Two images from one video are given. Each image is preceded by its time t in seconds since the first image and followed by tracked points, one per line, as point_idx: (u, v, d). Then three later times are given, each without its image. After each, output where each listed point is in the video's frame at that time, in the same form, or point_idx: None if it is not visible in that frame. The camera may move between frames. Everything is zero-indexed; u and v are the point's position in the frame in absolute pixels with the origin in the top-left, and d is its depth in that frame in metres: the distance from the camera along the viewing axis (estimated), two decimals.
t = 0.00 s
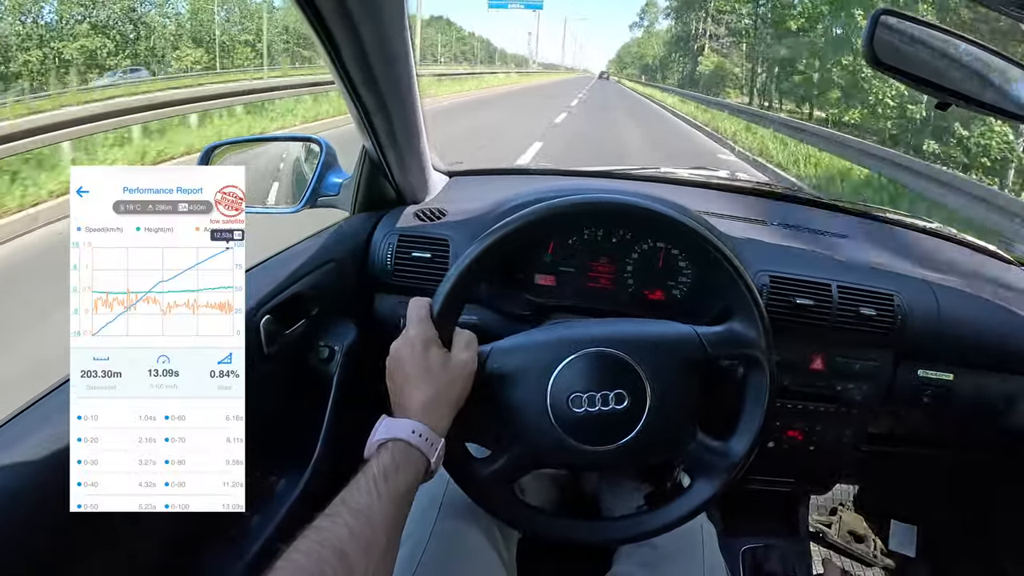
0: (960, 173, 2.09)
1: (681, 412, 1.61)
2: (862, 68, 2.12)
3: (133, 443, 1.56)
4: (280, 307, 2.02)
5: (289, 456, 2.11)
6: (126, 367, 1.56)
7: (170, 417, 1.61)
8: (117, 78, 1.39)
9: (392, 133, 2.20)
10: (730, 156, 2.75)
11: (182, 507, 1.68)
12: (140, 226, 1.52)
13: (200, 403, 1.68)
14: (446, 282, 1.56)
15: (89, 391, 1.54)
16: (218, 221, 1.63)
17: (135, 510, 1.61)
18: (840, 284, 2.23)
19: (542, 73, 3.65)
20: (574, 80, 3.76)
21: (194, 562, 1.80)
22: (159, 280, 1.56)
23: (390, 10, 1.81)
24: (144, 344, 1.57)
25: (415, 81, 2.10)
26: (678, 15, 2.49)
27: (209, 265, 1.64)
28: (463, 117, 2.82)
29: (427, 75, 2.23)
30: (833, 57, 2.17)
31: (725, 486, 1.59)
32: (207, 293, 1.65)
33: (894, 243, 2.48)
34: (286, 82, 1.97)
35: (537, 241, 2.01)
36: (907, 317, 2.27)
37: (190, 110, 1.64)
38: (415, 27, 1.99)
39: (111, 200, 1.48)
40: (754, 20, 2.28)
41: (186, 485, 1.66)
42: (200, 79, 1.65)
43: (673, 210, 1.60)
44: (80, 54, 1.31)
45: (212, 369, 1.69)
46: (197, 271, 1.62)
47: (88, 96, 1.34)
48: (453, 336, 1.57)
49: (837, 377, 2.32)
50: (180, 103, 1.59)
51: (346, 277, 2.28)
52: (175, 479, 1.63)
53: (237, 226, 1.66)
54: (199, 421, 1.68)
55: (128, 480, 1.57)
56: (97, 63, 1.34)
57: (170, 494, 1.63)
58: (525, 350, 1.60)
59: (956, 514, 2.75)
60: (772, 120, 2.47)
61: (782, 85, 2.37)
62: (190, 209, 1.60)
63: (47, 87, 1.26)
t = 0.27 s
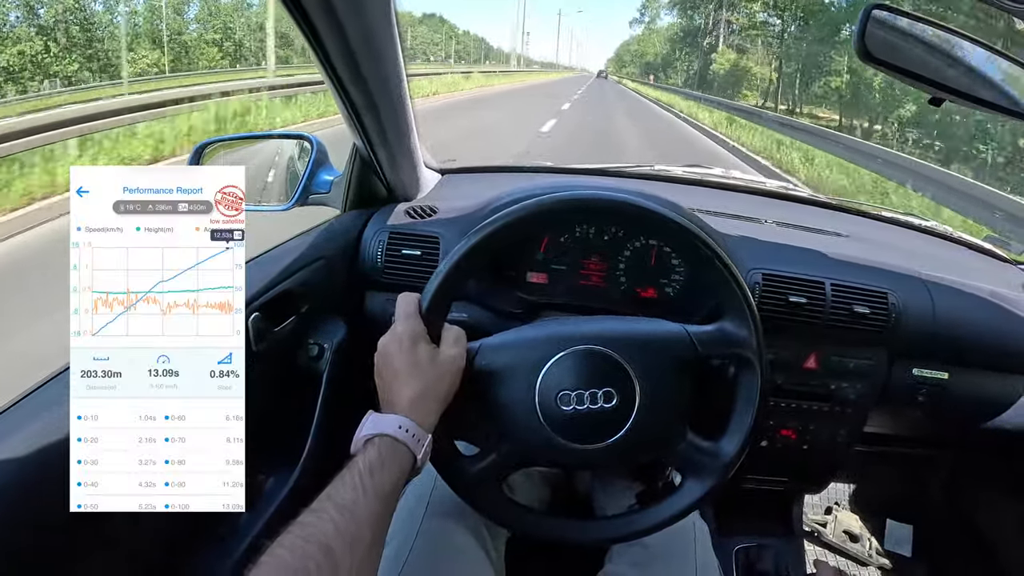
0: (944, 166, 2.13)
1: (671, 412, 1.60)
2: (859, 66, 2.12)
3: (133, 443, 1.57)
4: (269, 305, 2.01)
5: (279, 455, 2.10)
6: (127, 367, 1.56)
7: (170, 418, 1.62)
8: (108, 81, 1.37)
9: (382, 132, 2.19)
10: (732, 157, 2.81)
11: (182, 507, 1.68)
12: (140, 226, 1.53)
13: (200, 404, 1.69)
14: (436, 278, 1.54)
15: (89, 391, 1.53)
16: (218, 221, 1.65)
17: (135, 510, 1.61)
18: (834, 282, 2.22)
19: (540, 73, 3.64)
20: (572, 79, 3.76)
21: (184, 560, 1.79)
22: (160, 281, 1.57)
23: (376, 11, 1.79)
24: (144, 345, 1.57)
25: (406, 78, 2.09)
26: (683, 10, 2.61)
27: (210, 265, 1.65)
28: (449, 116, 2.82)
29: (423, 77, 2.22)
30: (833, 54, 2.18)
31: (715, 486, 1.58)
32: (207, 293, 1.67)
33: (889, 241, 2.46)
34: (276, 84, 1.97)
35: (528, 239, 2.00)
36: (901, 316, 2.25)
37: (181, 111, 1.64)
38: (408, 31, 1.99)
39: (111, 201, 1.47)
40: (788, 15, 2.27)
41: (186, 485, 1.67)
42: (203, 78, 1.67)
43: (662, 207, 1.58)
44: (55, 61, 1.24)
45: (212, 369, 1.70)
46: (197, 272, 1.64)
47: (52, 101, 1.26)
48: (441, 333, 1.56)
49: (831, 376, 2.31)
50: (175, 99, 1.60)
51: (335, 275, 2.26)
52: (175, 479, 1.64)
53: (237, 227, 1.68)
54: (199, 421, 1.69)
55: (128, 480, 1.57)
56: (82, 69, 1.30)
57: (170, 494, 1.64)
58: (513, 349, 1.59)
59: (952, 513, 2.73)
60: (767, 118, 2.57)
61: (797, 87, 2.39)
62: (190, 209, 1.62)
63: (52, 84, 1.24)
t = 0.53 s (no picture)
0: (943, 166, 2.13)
1: (665, 411, 1.60)
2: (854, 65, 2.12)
3: (133, 443, 1.56)
4: (266, 303, 2.01)
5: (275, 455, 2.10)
6: (127, 367, 1.55)
7: (170, 417, 1.61)
8: (95, 81, 1.36)
9: (378, 130, 2.18)
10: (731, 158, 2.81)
11: (182, 507, 1.67)
12: (140, 226, 1.52)
13: (200, 403, 1.68)
14: (430, 277, 1.54)
15: (89, 391, 1.53)
16: (218, 221, 1.63)
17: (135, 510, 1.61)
18: (830, 283, 2.21)
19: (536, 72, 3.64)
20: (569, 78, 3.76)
21: (179, 558, 1.79)
22: (160, 280, 1.56)
23: (369, 11, 1.79)
24: (144, 345, 1.57)
25: (400, 76, 2.09)
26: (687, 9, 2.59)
27: (210, 265, 1.64)
28: (445, 115, 2.82)
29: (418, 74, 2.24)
30: (832, 52, 2.19)
31: (710, 485, 1.58)
32: (207, 293, 1.65)
33: (886, 242, 2.46)
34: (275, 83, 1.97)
35: (523, 239, 2.00)
36: (897, 316, 2.26)
37: (178, 108, 1.65)
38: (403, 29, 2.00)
39: (111, 201, 1.47)
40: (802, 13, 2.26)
41: (186, 485, 1.66)
42: (192, 78, 1.66)
43: (656, 206, 1.58)
44: (22, 65, 1.19)
45: (212, 369, 1.68)
46: (197, 271, 1.62)
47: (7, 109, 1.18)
48: (435, 332, 1.56)
49: (827, 376, 2.31)
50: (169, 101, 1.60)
51: (331, 273, 2.26)
52: (175, 479, 1.63)
53: (238, 226, 1.66)
54: (199, 420, 1.67)
55: (128, 481, 1.57)
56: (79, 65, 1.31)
57: (170, 494, 1.64)
58: (506, 348, 1.59)
59: (948, 513, 2.72)
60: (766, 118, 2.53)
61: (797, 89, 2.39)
62: (190, 209, 1.61)
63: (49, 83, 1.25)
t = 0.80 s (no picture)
0: (945, 171, 2.12)
1: (656, 423, 1.57)
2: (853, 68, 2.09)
3: (133, 443, 1.56)
4: (257, 311, 1.99)
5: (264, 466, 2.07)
6: (127, 367, 1.55)
7: (171, 417, 1.60)
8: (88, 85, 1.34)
9: (366, 136, 2.15)
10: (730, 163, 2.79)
11: (183, 507, 1.66)
12: (140, 226, 1.51)
13: (200, 403, 1.66)
14: (418, 286, 1.50)
15: (89, 391, 1.54)
16: (218, 221, 1.61)
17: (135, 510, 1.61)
18: (827, 290, 2.19)
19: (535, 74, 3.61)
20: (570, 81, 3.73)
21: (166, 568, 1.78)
22: (159, 280, 1.55)
23: (351, 15, 1.76)
24: (144, 345, 1.56)
25: (388, 81, 2.06)
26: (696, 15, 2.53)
27: (209, 265, 1.62)
28: (440, 120, 2.79)
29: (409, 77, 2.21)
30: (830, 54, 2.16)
31: (702, 499, 1.55)
32: (207, 293, 1.63)
33: (885, 248, 2.43)
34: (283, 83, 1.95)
35: (515, 246, 1.97)
36: (895, 324, 2.23)
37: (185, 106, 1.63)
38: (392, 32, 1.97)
39: (111, 200, 1.46)
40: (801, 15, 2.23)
41: (186, 485, 1.65)
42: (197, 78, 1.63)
43: (645, 214, 1.56)
44: None
45: (212, 369, 1.66)
46: (197, 272, 1.60)
47: None
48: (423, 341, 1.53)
49: (824, 385, 2.28)
50: (175, 104, 1.59)
51: (322, 280, 2.24)
52: (175, 479, 1.62)
53: (238, 226, 1.63)
54: (199, 420, 1.65)
55: (128, 480, 1.57)
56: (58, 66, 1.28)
57: (170, 494, 1.63)
58: (495, 359, 1.56)
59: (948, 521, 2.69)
60: (763, 119, 2.57)
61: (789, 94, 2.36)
62: (190, 209, 1.58)
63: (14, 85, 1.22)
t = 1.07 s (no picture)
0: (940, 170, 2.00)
1: (657, 428, 1.54)
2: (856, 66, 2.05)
3: (133, 443, 1.59)
4: (251, 313, 1.95)
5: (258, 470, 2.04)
6: (127, 367, 1.58)
7: (170, 417, 1.64)
8: (72, 87, 1.29)
9: (362, 135, 2.11)
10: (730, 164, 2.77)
11: (182, 507, 1.70)
12: (140, 227, 1.54)
13: (199, 403, 1.71)
14: (413, 286, 1.47)
15: (89, 391, 1.55)
16: (218, 221, 1.67)
17: (135, 510, 1.64)
18: (831, 292, 2.16)
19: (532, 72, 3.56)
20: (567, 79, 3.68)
21: None
22: (160, 281, 1.59)
23: (344, 10, 1.71)
24: (144, 345, 1.60)
25: (385, 79, 2.02)
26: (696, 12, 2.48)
27: (209, 265, 1.68)
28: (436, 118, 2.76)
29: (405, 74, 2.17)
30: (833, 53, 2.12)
31: (703, 507, 1.51)
32: (207, 293, 1.69)
33: (888, 250, 2.40)
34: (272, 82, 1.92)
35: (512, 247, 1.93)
36: (898, 327, 2.19)
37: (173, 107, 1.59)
38: (385, 28, 1.91)
39: (111, 201, 1.49)
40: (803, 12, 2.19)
41: (186, 484, 1.69)
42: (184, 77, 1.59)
43: (646, 214, 1.52)
44: None
45: (212, 369, 1.72)
46: (197, 272, 1.66)
47: None
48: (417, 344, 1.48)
49: (826, 388, 2.24)
50: (147, 103, 1.48)
51: (316, 282, 2.20)
52: (175, 479, 1.66)
53: (237, 227, 1.70)
54: (199, 421, 1.70)
55: (128, 480, 1.59)
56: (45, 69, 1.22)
57: (170, 494, 1.67)
58: (491, 362, 1.52)
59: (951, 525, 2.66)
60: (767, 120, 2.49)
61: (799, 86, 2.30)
62: (190, 209, 1.63)
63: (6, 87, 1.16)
